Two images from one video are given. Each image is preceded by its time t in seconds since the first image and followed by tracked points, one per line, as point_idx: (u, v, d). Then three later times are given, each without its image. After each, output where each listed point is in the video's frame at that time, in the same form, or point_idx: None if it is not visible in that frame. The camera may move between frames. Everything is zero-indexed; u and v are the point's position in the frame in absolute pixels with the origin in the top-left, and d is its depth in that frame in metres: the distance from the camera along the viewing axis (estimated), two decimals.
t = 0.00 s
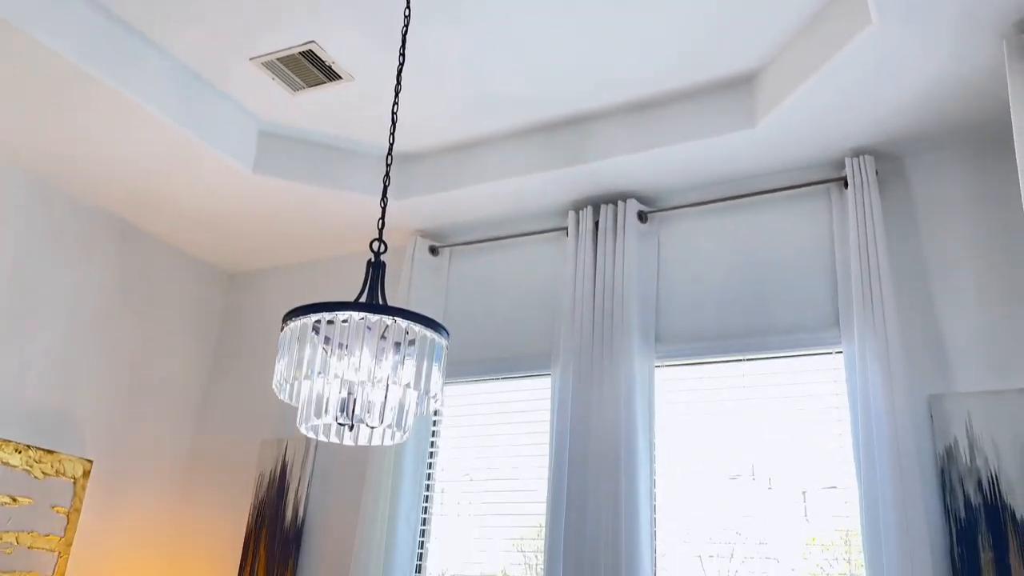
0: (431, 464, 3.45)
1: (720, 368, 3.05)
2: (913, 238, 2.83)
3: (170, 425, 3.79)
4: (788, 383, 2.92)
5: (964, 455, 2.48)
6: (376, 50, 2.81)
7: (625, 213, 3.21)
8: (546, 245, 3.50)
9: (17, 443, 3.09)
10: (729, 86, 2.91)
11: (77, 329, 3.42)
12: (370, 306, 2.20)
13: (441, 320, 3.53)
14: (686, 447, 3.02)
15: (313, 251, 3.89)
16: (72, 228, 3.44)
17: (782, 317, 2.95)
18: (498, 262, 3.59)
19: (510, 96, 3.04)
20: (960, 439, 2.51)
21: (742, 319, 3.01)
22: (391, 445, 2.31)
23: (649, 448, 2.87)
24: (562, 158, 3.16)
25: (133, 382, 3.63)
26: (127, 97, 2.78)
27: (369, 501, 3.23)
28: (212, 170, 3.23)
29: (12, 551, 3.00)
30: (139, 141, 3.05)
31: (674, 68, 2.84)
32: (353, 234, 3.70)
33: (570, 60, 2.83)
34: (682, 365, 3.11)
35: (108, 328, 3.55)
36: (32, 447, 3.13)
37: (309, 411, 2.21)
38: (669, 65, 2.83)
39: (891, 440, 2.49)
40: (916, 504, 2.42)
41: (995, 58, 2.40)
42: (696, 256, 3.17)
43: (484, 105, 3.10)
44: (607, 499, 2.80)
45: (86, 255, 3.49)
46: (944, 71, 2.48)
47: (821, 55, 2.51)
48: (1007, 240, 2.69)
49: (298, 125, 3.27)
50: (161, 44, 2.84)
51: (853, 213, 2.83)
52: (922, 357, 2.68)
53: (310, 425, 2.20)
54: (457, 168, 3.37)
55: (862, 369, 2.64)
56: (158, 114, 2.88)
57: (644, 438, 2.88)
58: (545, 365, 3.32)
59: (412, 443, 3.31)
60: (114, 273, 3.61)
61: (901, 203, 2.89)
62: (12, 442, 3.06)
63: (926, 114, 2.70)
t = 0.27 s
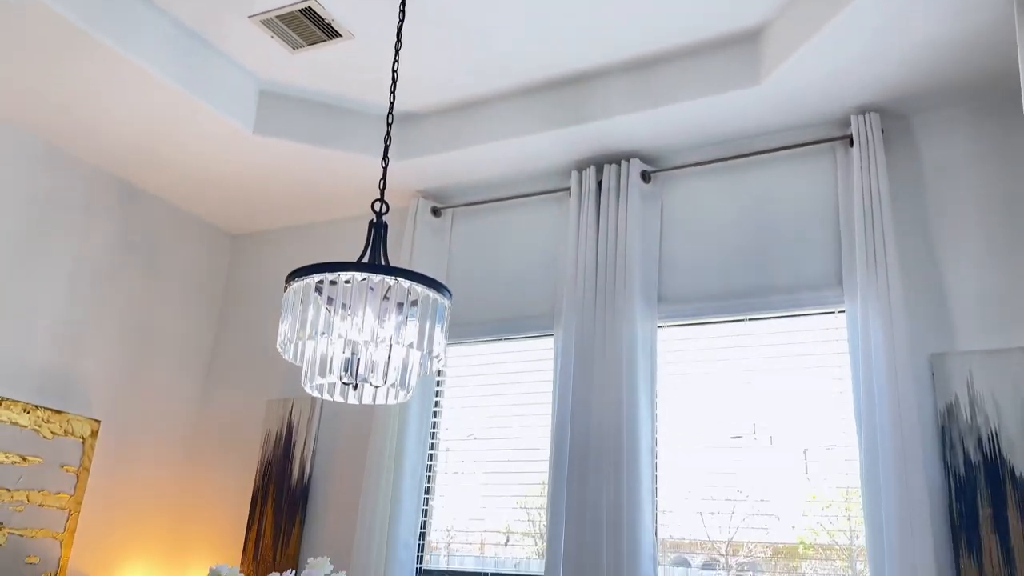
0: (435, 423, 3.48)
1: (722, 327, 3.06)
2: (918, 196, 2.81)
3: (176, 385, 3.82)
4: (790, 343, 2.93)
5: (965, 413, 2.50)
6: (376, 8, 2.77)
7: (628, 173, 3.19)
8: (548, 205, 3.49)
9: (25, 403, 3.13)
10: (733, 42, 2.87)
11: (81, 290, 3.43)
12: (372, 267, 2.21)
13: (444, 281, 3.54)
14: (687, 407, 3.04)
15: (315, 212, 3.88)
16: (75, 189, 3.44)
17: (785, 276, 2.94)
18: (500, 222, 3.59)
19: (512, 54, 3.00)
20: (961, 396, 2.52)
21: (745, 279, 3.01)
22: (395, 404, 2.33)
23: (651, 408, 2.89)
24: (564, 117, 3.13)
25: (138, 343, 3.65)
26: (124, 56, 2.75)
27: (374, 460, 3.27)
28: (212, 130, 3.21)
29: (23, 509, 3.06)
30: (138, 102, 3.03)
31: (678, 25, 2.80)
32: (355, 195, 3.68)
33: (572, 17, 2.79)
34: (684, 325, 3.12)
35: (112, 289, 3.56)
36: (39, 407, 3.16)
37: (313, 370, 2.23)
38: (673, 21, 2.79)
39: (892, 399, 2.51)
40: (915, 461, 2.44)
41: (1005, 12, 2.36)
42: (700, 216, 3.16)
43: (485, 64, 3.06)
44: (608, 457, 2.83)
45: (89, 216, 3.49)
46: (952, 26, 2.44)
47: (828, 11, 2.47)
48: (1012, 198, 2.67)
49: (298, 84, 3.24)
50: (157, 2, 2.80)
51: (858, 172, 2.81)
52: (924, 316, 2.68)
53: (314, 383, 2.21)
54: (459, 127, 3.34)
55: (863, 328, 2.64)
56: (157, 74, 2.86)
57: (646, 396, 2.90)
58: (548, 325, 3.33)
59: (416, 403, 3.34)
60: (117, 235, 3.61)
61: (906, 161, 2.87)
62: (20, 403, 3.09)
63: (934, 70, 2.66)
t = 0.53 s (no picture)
0: (445, 386, 3.51)
1: (732, 288, 3.05)
2: (931, 156, 2.78)
3: (189, 350, 3.85)
4: (800, 304, 2.92)
5: (975, 373, 2.49)
6: None
7: (637, 134, 3.16)
8: (557, 167, 3.47)
9: (40, 367, 3.16)
10: None
11: (92, 256, 3.44)
12: (380, 230, 2.21)
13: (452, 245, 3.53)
14: (696, 369, 3.05)
15: (323, 176, 3.87)
16: (82, 155, 3.44)
17: (795, 237, 2.92)
18: (508, 185, 3.57)
19: (519, 13, 2.96)
20: (971, 356, 2.51)
21: (755, 240, 2.99)
22: (405, 366, 2.34)
23: (661, 370, 2.90)
24: (573, 78, 3.09)
25: (149, 308, 3.68)
26: (128, 19, 2.73)
27: (386, 422, 3.30)
28: (218, 93, 3.20)
29: (41, 471, 3.11)
30: (143, 65, 3.01)
31: None
32: (363, 158, 3.67)
33: None
34: (694, 286, 3.11)
35: (123, 255, 3.58)
36: (54, 371, 3.20)
37: (324, 333, 2.24)
38: None
39: (902, 359, 2.50)
40: (924, 421, 2.44)
41: None
42: (710, 177, 3.13)
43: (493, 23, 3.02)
44: (618, 419, 2.84)
45: (98, 182, 3.50)
46: None
47: None
48: None
49: (303, 46, 3.21)
50: None
51: (870, 131, 2.77)
52: (936, 276, 2.66)
53: (325, 346, 2.23)
54: (466, 89, 3.31)
55: (874, 290, 2.63)
56: (161, 36, 2.83)
57: (655, 358, 2.90)
58: (558, 289, 3.34)
59: (427, 366, 3.36)
60: (126, 200, 3.61)
61: (920, 120, 2.83)
62: (35, 367, 3.13)
63: (950, 26, 2.61)
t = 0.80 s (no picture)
0: (460, 353, 3.53)
1: (748, 253, 3.03)
2: (951, 116, 2.73)
3: (207, 318, 3.88)
4: (817, 268, 2.91)
5: (994, 335, 2.47)
6: None
7: (652, 98, 3.13)
8: (571, 132, 3.44)
9: (60, 337, 3.20)
10: None
11: (109, 226, 3.46)
12: (394, 197, 2.21)
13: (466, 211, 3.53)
14: (711, 335, 3.05)
15: (336, 144, 3.86)
16: (96, 125, 3.44)
17: (812, 201, 2.90)
18: (522, 150, 3.55)
19: None
20: (990, 319, 2.49)
21: (771, 204, 2.97)
22: (421, 333, 2.35)
23: (676, 335, 2.90)
24: (586, 40, 3.06)
25: (166, 277, 3.70)
26: None
27: (402, 388, 3.33)
28: (229, 62, 3.18)
29: (65, 439, 3.17)
30: (154, 34, 3.00)
31: None
32: (376, 126, 3.65)
33: None
34: (709, 251, 3.09)
35: (139, 225, 3.60)
36: (74, 341, 3.24)
37: (341, 300, 2.25)
38: None
39: (920, 322, 2.49)
40: (942, 384, 2.44)
41: None
42: (725, 141, 3.10)
43: None
44: (633, 385, 2.85)
45: (112, 152, 3.51)
46: None
47: None
48: None
49: (314, 12, 3.19)
50: None
51: (889, 92, 2.73)
52: (954, 239, 2.63)
53: (341, 313, 2.24)
54: (479, 54, 3.28)
55: (892, 254, 2.61)
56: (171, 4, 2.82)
57: (670, 323, 2.90)
58: (572, 254, 3.33)
59: (442, 333, 3.38)
60: (140, 170, 3.62)
61: (940, 79, 2.78)
62: (55, 337, 3.17)
63: None
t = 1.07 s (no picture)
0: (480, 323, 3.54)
1: (769, 219, 3.01)
2: (978, 76, 2.68)
3: (228, 290, 3.92)
4: (839, 234, 2.88)
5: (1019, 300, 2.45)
6: None
7: (672, 63, 3.09)
8: (589, 99, 3.41)
9: (85, 309, 3.25)
10: None
11: (130, 200, 3.49)
12: (413, 167, 2.21)
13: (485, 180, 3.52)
14: (731, 303, 3.04)
15: (353, 115, 3.86)
16: (115, 99, 3.45)
17: (834, 166, 2.86)
18: (540, 118, 3.53)
19: None
20: (1015, 283, 2.47)
21: (793, 169, 2.94)
22: (442, 303, 2.36)
23: (696, 302, 2.89)
24: (605, 5, 3.02)
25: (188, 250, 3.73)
26: None
27: (423, 358, 3.36)
28: (245, 33, 3.17)
29: (93, 410, 3.23)
30: (170, 6, 3.00)
31: None
32: (393, 96, 3.64)
33: None
34: (730, 218, 3.07)
35: (159, 198, 3.62)
36: (99, 314, 3.28)
37: (362, 271, 2.25)
38: None
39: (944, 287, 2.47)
40: (965, 350, 2.42)
41: None
42: (746, 106, 3.06)
43: None
44: (653, 352, 2.85)
45: (131, 126, 3.52)
46: None
47: None
48: None
49: None
50: None
51: (914, 53, 2.68)
52: (979, 203, 2.60)
53: (363, 283, 2.24)
54: (496, 20, 3.25)
55: (915, 218, 2.58)
56: None
57: (690, 290, 2.89)
58: (591, 223, 3.32)
59: (462, 302, 3.39)
60: (160, 143, 3.64)
61: (966, 40, 2.73)
62: (80, 310, 3.22)
63: None
